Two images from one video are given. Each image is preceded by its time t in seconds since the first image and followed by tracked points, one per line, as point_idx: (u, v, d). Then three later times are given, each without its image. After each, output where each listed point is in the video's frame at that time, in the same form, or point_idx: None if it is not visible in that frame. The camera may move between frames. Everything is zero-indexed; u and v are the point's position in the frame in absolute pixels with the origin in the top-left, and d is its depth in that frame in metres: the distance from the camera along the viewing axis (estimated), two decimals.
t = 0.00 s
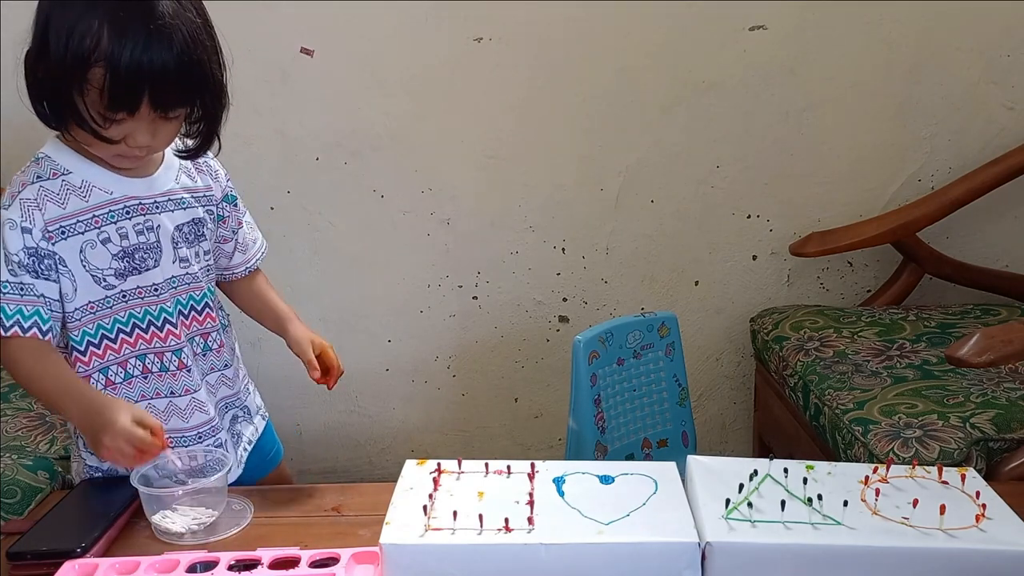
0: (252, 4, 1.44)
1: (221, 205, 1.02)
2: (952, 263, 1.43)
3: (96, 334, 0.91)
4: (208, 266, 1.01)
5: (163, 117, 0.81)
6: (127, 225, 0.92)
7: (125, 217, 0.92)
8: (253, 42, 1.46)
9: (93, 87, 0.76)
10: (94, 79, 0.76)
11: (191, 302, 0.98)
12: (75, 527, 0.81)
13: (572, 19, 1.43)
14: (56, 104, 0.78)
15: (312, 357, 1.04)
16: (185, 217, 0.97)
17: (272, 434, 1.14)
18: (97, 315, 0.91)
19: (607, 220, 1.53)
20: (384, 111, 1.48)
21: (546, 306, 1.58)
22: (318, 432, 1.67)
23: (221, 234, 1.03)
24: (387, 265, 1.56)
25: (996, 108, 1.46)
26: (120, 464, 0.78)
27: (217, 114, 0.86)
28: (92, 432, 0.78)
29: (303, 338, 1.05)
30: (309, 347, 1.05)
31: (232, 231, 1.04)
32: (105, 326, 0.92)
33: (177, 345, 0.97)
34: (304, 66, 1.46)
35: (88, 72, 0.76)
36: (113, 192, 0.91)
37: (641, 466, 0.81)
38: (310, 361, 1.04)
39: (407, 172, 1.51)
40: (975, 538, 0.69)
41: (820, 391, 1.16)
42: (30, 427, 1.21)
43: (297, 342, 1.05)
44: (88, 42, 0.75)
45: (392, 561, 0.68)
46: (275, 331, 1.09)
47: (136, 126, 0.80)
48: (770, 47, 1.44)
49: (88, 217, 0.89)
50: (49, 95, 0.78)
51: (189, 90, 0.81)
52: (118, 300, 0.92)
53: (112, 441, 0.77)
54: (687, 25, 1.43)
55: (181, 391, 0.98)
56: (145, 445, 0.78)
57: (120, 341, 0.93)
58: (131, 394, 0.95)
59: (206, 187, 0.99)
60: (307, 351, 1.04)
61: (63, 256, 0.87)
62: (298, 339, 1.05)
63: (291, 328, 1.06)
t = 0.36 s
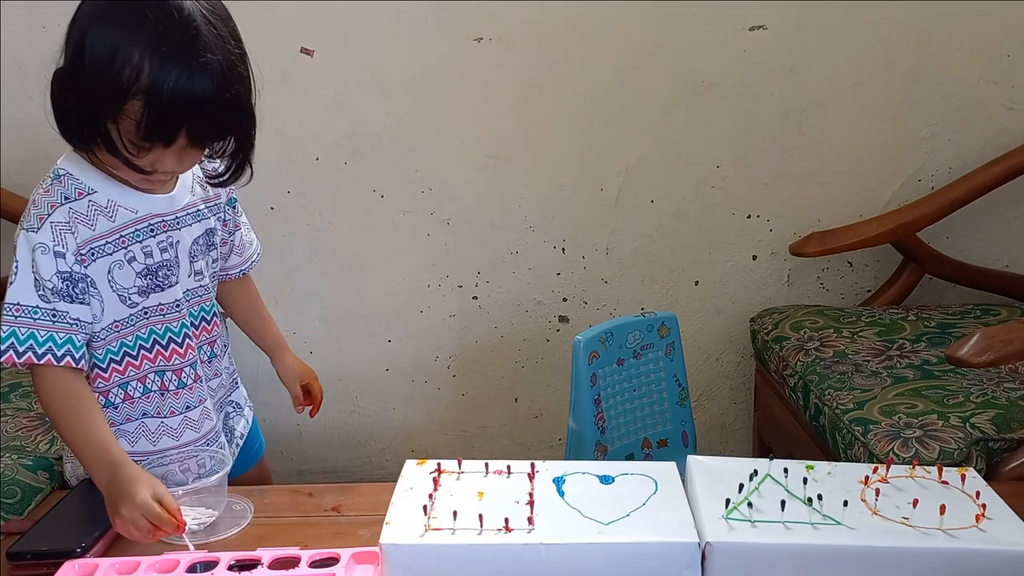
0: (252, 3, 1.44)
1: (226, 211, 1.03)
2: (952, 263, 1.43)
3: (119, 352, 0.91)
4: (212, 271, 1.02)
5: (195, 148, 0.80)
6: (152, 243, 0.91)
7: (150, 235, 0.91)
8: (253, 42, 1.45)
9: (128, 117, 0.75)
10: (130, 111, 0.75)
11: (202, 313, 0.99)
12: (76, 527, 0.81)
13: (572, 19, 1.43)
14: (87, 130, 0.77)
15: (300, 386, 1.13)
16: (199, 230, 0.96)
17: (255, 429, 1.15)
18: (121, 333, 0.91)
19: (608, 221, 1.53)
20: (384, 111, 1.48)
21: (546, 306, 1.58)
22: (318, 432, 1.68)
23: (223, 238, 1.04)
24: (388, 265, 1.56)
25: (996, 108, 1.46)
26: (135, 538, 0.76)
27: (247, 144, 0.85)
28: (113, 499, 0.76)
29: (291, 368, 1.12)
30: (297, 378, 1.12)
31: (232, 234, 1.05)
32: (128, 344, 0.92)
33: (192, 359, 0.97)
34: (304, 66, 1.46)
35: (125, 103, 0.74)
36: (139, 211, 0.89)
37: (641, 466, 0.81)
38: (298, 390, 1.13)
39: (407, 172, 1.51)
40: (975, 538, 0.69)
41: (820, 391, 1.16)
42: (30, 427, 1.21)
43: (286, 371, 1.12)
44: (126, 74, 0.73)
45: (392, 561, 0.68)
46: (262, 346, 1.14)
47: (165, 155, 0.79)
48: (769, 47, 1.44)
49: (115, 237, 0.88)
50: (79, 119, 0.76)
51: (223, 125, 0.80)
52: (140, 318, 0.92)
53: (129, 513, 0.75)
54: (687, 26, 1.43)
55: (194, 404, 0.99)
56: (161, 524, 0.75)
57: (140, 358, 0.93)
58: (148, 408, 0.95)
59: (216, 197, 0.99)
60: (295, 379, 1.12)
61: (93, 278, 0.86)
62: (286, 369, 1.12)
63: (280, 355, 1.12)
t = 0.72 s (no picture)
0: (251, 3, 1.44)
1: (230, 215, 1.03)
2: (952, 263, 1.43)
3: (131, 358, 0.92)
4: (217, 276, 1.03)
5: (220, 166, 0.80)
6: (165, 250, 0.91)
7: (163, 243, 0.91)
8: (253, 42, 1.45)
9: (158, 131, 0.75)
10: (161, 125, 0.75)
11: (209, 319, 0.99)
12: (76, 527, 0.81)
13: (572, 19, 1.43)
14: (114, 140, 0.77)
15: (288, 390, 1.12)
16: (208, 236, 0.97)
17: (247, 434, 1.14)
18: (133, 340, 0.91)
19: (608, 221, 1.53)
20: (384, 111, 1.48)
21: (546, 306, 1.58)
22: (318, 432, 1.67)
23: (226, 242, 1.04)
24: (388, 266, 1.56)
25: (996, 108, 1.46)
26: (146, 551, 0.75)
27: (272, 166, 0.85)
28: (121, 510, 0.75)
29: (281, 371, 1.12)
30: (285, 381, 1.12)
31: (233, 237, 1.05)
32: (139, 350, 0.92)
33: (199, 366, 0.98)
34: (304, 66, 1.46)
35: (156, 118, 0.75)
36: (154, 219, 0.90)
37: (641, 466, 0.81)
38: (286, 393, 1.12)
39: (407, 172, 1.51)
40: (976, 538, 0.69)
41: (820, 391, 1.16)
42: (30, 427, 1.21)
43: (275, 374, 1.12)
44: (160, 90, 0.74)
45: (392, 561, 0.68)
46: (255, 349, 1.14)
47: (190, 170, 0.79)
48: (769, 47, 1.44)
49: (131, 245, 0.88)
50: (108, 129, 0.76)
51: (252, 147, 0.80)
52: (152, 324, 0.92)
53: (137, 524, 0.73)
54: (687, 26, 1.43)
55: (200, 409, 0.99)
56: (172, 532, 0.73)
57: (150, 364, 0.93)
58: (155, 413, 0.96)
59: (221, 202, 1.00)
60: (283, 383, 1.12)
61: (110, 286, 0.87)
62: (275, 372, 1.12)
63: (270, 358, 1.12)
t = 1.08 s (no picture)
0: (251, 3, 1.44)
1: (226, 215, 1.04)
2: (952, 263, 1.43)
3: (135, 360, 0.92)
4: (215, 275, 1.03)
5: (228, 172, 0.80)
6: (168, 252, 0.92)
7: (167, 245, 0.91)
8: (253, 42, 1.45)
9: (167, 137, 0.75)
10: (172, 132, 0.75)
11: (211, 319, 1.00)
12: (75, 527, 0.81)
13: (572, 19, 1.43)
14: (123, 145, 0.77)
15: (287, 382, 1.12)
16: (208, 237, 0.98)
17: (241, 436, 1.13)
18: (137, 342, 0.91)
19: (608, 221, 1.53)
20: (384, 111, 1.48)
21: (545, 306, 1.58)
22: (318, 432, 1.67)
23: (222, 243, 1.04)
24: (388, 266, 1.56)
25: (996, 108, 1.46)
26: (150, 556, 0.74)
27: (279, 173, 0.85)
28: (125, 516, 0.74)
29: (280, 366, 1.12)
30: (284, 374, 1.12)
31: (229, 237, 1.05)
32: (142, 352, 0.92)
33: (200, 366, 0.98)
34: (304, 66, 1.46)
35: (166, 124, 0.75)
36: (157, 221, 0.90)
37: (640, 466, 0.81)
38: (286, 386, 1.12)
39: (407, 172, 1.51)
40: (975, 538, 0.69)
41: (820, 391, 1.16)
42: (29, 427, 1.21)
43: (273, 368, 1.11)
44: (171, 97, 0.74)
45: (392, 561, 0.68)
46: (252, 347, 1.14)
47: (198, 176, 0.79)
48: (769, 47, 1.44)
49: (136, 248, 0.88)
50: (117, 134, 0.76)
51: (261, 155, 0.80)
52: (155, 325, 0.92)
53: (142, 529, 0.73)
54: (687, 25, 1.43)
55: (201, 409, 1.00)
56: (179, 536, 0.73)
57: (153, 365, 0.93)
58: (157, 414, 0.96)
59: (217, 202, 1.00)
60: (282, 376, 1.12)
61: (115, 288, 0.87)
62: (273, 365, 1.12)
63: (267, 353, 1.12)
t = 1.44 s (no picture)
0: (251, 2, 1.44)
1: (221, 211, 1.04)
2: (952, 263, 1.43)
3: (130, 356, 0.92)
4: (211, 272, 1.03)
5: (215, 158, 0.80)
6: (161, 247, 0.91)
7: (160, 240, 0.91)
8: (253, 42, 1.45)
9: (153, 125, 0.75)
10: (156, 118, 0.75)
11: (208, 316, 1.00)
12: (75, 527, 0.81)
13: (572, 20, 1.43)
14: (108, 137, 0.76)
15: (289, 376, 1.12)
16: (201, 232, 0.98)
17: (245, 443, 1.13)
18: (132, 338, 0.91)
19: (608, 221, 1.53)
20: (384, 111, 1.48)
21: (545, 306, 1.58)
22: (318, 432, 1.67)
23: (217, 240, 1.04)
24: (388, 265, 1.56)
25: (996, 108, 1.46)
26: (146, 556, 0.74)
27: (265, 159, 0.85)
28: (118, 516, 0.74)
29: (281, 361, 1.12)
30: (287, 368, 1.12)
31: (225, 233, 1.05)
32: (137, 348, 0.92)
33: (199, 361, 0.98)
34: (304, 66, 1.46)
35: (151, 112, 0.74)
36: (149, 216, 0.90)
37: (641, 466, 0.81)
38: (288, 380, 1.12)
39: (407, 172, 1.51)
40: (975, 538, 0.69)
41: (819, 391, 1.16)
42: (29, 427, 1.21)
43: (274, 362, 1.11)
44: (154, 84, 0.74)
45: (392, 561, 0.68)
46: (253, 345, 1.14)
47: (186, 164, 0.79)
48: (769, 47, 1.44)
49: (128, 243, 0.88)
50: (102, 127, 0.76)
51: (246, 139, 0.80)
52: (149, 321, 0.92)
53: (134, 532, 0.72)
54: (687, 25, 1.43)
55: (199, 407, 0.99)
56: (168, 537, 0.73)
57: (147, 361, 0.93)
58: (153, 411, 0.96)
59: (211, 198, 1.01)
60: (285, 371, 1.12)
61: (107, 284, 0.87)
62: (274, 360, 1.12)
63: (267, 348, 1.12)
